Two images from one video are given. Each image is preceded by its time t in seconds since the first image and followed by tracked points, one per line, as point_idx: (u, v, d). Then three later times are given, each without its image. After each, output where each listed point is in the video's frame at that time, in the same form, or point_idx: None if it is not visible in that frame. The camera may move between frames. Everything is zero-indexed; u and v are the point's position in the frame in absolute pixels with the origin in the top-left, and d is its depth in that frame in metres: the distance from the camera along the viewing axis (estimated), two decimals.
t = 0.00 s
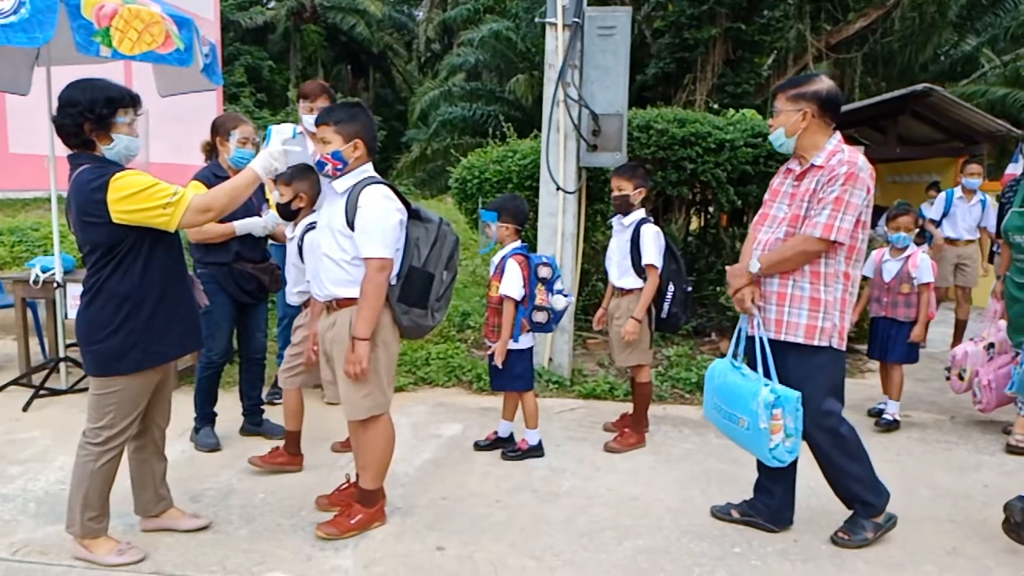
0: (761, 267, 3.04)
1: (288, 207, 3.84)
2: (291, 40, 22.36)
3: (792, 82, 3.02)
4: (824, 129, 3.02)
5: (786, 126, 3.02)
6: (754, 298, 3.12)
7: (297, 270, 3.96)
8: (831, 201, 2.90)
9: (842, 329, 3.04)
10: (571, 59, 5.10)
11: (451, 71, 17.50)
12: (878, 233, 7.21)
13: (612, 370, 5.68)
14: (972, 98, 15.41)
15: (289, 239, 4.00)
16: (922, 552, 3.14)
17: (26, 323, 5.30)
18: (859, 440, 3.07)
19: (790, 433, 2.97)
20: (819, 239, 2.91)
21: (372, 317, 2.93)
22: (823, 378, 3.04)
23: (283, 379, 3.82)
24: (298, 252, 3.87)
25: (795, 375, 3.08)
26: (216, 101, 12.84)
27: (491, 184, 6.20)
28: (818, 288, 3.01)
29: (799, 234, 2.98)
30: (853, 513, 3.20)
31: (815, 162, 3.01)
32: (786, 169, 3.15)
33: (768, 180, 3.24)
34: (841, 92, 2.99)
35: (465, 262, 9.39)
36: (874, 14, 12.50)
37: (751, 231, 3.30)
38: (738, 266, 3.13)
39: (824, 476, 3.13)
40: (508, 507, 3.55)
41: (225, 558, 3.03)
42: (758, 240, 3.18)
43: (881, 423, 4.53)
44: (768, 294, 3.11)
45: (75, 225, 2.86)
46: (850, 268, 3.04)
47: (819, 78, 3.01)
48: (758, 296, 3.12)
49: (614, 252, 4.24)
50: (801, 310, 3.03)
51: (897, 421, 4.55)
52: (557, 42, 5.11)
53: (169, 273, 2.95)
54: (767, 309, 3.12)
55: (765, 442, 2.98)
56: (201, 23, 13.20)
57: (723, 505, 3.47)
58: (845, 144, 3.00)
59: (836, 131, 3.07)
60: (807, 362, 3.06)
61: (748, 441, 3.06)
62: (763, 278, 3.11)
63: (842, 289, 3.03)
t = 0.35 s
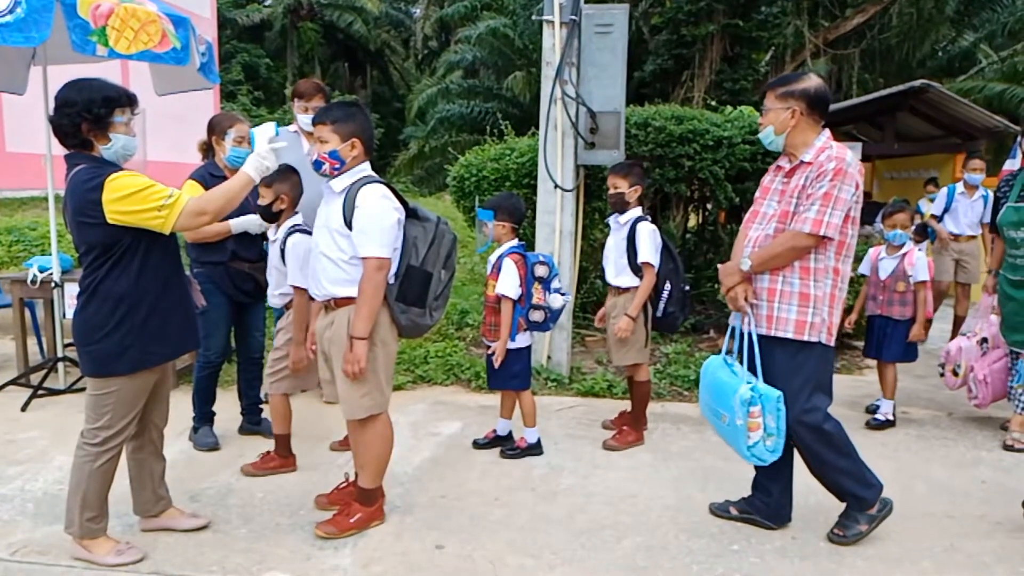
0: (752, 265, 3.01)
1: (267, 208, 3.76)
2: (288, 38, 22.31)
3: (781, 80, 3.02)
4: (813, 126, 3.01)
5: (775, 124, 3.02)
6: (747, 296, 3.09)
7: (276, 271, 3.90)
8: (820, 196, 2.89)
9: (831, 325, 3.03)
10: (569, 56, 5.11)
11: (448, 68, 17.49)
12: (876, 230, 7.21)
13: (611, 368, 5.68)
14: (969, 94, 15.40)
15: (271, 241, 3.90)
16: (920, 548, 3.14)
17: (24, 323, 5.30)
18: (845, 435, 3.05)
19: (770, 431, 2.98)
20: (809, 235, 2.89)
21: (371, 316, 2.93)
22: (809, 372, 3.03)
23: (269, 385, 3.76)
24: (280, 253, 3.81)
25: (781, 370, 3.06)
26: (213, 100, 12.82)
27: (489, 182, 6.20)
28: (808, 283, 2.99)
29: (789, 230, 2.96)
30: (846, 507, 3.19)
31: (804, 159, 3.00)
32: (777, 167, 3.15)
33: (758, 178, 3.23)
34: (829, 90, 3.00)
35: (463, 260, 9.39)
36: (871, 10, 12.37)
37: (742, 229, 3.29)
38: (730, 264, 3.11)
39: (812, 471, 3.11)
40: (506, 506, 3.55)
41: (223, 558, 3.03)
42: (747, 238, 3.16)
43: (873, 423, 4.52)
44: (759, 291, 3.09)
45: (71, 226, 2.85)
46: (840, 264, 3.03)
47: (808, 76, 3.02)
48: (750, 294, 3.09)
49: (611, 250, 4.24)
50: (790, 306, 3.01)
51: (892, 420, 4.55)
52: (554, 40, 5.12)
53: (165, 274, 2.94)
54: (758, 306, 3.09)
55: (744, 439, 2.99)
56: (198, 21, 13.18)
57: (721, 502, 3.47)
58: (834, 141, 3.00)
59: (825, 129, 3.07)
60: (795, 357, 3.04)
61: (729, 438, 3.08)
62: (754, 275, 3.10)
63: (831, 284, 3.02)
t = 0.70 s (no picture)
0: (744, 262, 3.00)
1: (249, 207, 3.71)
2: (288, 36, 22.30)
3: (774, 78, 3.00)
4: (806, 125, 2.99)
5: (768, 123, 3.00)
6: (739, 295, 3.07)
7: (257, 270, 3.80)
8: (811, 193, 2.87)
9: (824, 322, 2.99)
10: (567, 55, 5.11)
11: (448, 66, 17.51)
12: (875, 227, 7.22)
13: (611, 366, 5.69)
14: (969, 90, 15.41)
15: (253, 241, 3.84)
16: (920, 545, 3.15)
17: (25, 324, 5.30)
18: (834, 430, 3.02)
19: (748, 430, 2.98)
20: (800, 232, 2.88)
21: (371, 316, 2.94)
22: (798, 369, 3.00)
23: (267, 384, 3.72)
24: (262, 251, 3.73)
25: (770, 367, 3.04)
26: (213, 99, 12.82)
27: (489, 181, 6.20)
28: (800, 280, 2.97)
29: (780, 228, 2.95)
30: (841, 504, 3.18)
31: (796, 157, 2.98)
32: (770, 166, 3.12)
33: (752, 176, 3.21)
34: (822, 88, 2.98)
35: (464, 258, 9.40)
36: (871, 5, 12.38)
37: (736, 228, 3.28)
38: (723, 262, 3.10)
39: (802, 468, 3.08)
40: (507, 505, 3.56)
41: (225, 558, 3.04)
42: (741, 236, 3.15)
43: (872, 421, 4.53)
44: (751, 288, 3.07)
45: (70, 227, 2.86)
46: (832, 260, 3.00)
47: (801, 74, 3.00)
48: (743, 292, 3.08)
49: (609, 250, 4.24)
50: (782, 303, 2.98)
51: (892, 418, 4.55)
52: (553, 39, 5.13)
53: (163, 276, 2.95)
54: (751, 303, 3.07)
55: (722, 434, 3.03)
56: (197, 20, 13.18)
57: (722, 500, 3.48)
58: (827, 139, 2.97)
59: (819, 127, 3.05)
60: (784, 354, 3.01)
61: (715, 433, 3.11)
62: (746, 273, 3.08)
63: (823, 281, 2.99)
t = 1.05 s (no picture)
0: (733, 262, 3.00)
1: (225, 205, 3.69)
2: (283, 35, 22.27)
3: (764, 80, 2.98)
4: (797, 126, 2.99)
5: (759, 123, 2.99)
6: (729, 294, 3.07)
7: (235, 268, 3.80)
8: (799, 193, 2.86)
9: (813, 321, 2.98)
10: (563, 56, 5.12)
11: (444, 65, 17.50)
12: (870, 226, 7.24)
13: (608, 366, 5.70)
14: (964, 89, 15.44)
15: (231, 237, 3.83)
16: (915, 544, 3.16)
17: (20, 325, 5.29)
18: (822, 430, 2.99)
19: (725, 428, 3.05)
20: (788, 232, 2.87)
21: (367, 318, 2.94)
22: (785, 368, 2.98)
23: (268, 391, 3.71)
24: (240, 250, 3.72)
25: (757, 366, 3.02)
26: (209, 100, 12.80)
27: (485, 181, 6.20)
28: (789, 279, 2.96)
29: (768, 228, 2.94)
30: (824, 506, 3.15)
31: (786, 157, 2.97)
32: (761, 167, 3.11)
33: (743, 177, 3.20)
34: (812, 88, 2.97)
35: (460, 258, 9.40)
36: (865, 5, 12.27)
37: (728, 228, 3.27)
38: (713, 261, 3.10)
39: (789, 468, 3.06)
40: (504, 505, 3.56)
41: (222, 560, 3.04)
42: (733, 237, 3.14)
43: (868, 421, 4.54)
44: (742, 288, 3.06)
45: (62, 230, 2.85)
46: (822, 260, 2.99)
47: (791, 75, 2.99)
48: (732, 292, 3.08)
49: (603, 250, 4.25)
50: (772, 302, 2.97)
51: (887, 417, 4.57)
52: (549, 39, 5.15)
53: (157, 279, 2.95)
54: (742, 304, 3.06)
55: (700, 432, 3.11)
56: (192, 19, 13.16)
57: (717, 500, 3.48)
58: (817, 140, 2.97)
59: (809, 128, 3.04)
60: (772, 352, 3.00)
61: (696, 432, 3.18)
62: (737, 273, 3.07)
63: (813, 281, 2.98)
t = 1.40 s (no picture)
0: (719, 264, 2.99)
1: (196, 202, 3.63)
2: (275, 36, 22.21)
3: (752, 82, 2.98)
4: (784, 129, 2.99)
5: (748, 126, 2.99)
6: (712, 296, 3.07)
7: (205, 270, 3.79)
8: (783, 196, 2.87)
9: (801, 322, 2.97)
10: (556, 57, 5.12)
11: (437, 66, 17.48)
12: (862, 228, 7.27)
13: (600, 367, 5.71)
14: (954, 91, 15.50)
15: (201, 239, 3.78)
16: (906, 545, 3.17)
17: (10, 327, 5.27)
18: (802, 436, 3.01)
19: (701, 430, 3.06)
20: (772, 234, 2.88)
21: (359, 320, 2.93)
22: (772, 369, 2.98)
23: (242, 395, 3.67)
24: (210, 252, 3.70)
25: (745, 369, 3.03)
26: (200, 100, 12.76)
27: (477, 183, 6.19)
28: (776, 281, 2.95)
29: (753, 230, 2.94)
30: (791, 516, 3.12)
31: (772, 161, 2.98)
32: (748, 170, 3.12)
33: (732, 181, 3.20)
34: (800, 91, 2.98)
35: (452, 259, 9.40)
36: (857, 6, 12.33)
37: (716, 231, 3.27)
38: (700, 263, 3.11)
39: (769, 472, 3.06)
40: (496, 507, 3.56)
41: (213, 563, 3.03)
42: (721, 240, 3.14)
43: (859, 422, 4.55)
44: (729, 291, 3.05)
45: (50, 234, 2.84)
46: (808, 263, 2.98)
47: (779, 77, 2.98)
48: (717, 294, 3.07)
49: (594, 253, 4.25)
50: (759, 304, 2.97)
51: (878, 419, 4.59)
52: (541, 41, 5.15)
53: (144, 283, 2.94)
54: (729, 306, 3.05)
55: (677, 433, 3.11)
56: (183, 19, 13.11)
57: (709, 501, 3.49)
58: (803, 143, 2.97)
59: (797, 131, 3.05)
60: (760, 354, 3.00)
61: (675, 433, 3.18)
62: (724, 275, 3.06)
63: (800, 283, 2.96)
